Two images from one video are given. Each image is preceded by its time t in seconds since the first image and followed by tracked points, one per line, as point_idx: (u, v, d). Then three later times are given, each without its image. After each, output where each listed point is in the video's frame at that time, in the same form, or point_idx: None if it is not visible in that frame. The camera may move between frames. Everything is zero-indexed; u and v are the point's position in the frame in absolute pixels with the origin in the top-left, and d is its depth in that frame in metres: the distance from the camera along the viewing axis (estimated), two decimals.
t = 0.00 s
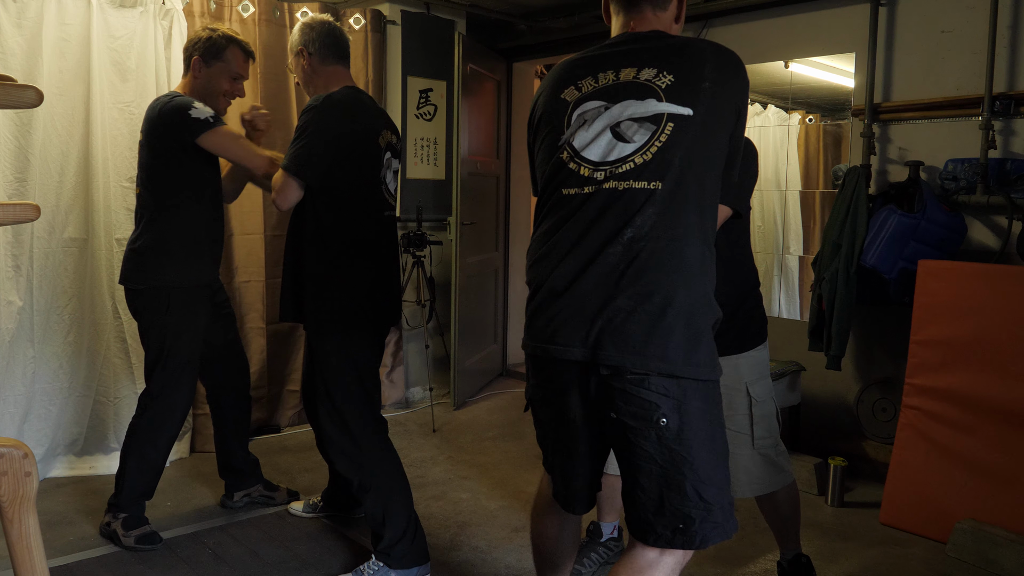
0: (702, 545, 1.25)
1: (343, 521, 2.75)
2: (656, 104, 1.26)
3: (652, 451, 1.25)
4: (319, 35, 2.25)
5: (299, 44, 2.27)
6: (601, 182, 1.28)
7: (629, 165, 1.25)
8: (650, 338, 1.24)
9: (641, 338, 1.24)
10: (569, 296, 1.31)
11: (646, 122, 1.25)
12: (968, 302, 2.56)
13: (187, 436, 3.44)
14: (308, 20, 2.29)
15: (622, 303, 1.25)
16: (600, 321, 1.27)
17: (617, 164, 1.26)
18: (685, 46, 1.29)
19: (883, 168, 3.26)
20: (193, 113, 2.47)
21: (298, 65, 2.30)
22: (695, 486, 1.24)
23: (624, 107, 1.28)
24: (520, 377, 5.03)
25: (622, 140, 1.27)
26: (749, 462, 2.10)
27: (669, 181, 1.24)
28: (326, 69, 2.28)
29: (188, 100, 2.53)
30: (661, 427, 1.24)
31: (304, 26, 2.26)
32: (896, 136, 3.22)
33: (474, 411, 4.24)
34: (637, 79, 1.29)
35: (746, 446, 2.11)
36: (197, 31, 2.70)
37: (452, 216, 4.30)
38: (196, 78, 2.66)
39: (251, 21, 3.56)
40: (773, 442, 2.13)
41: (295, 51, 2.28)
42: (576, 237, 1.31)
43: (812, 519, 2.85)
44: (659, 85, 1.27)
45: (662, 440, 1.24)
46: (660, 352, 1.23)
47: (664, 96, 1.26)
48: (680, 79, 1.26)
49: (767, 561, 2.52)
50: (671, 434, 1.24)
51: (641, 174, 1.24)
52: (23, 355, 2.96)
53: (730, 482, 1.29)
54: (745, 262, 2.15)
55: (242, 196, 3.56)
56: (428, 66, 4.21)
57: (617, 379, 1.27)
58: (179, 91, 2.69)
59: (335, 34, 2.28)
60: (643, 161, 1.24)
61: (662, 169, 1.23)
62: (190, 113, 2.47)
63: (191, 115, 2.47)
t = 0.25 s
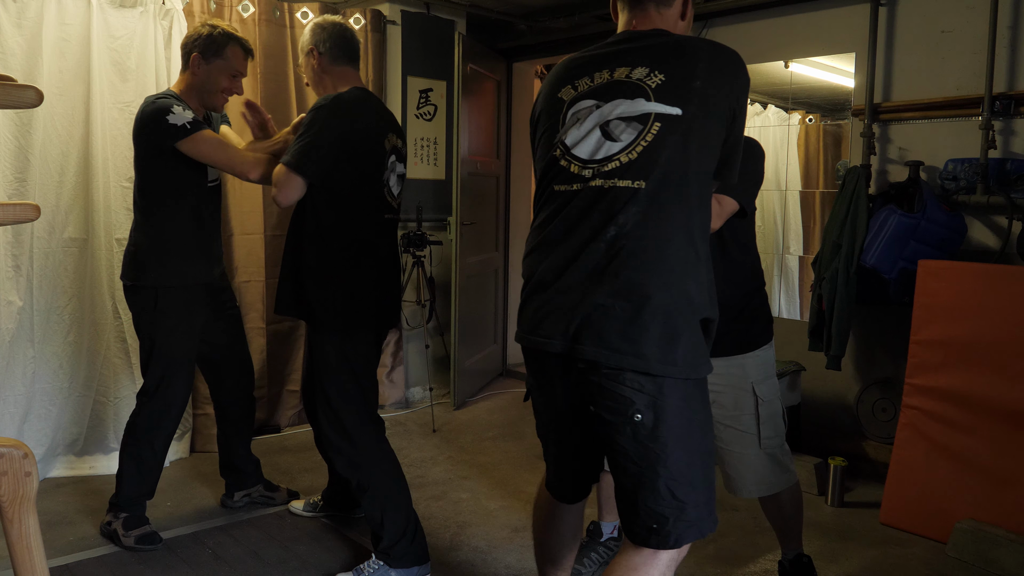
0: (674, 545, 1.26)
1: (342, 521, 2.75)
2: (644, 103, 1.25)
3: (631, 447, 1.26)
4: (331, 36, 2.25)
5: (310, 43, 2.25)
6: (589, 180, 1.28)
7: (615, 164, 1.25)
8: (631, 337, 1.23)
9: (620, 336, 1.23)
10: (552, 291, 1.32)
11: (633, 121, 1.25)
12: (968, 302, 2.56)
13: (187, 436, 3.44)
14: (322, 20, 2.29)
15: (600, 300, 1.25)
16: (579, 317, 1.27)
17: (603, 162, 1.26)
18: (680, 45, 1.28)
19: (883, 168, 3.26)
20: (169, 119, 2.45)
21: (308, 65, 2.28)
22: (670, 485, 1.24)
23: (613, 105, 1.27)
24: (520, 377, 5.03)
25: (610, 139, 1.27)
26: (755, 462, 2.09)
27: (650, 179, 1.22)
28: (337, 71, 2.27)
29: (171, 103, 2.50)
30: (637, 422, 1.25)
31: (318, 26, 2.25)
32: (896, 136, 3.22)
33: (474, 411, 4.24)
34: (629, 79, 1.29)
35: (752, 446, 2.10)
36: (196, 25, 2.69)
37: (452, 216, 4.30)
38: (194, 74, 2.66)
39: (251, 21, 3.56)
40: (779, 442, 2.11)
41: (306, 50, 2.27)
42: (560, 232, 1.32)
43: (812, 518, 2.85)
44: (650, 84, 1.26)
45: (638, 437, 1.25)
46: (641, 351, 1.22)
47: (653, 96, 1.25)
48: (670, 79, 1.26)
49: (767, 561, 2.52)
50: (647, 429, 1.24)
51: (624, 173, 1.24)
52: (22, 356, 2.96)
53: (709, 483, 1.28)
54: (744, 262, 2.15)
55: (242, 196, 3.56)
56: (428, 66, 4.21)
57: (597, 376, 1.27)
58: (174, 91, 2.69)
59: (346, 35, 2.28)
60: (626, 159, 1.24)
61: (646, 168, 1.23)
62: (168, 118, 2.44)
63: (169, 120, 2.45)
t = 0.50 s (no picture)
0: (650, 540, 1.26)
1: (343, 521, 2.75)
2: (609, 102, 1.26)
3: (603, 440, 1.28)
4: (344, 33, 2.23)
5: (324, 39, 2.23)
6: (559, 179, 1.32)
7: (580, 162, 1.27)
8: (594, 333, 1.24)
9: (585, 332, 1.25)
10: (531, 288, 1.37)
11: (598, 121, 1.26)
12: (967, 302, 2.56)
13: (187, 436, 3.44)
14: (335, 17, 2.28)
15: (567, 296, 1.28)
16: (550, 312, 1.31)
17: (571, 162, 1.29)
18: (652, 41, 1.27)
19: (883, 168, 3.26)
20: (162, 122, 2.44)
21: (319, 60, 2.26)
22: (640, 480, 1.25)
23: (583, 106, 1.30)
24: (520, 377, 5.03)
25: (579, 139, 1.29)
26: (760, 462, 2.09)
27: (610, 177, 1.23)
28: (348, 69, 2.26)
29: (162, 104, 2.48)
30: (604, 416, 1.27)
31: (331, 23, 2.24)
32: (896, 136, 3.22)
33: (474, 411, 4.24)
34: (601, 80, 1.30)
35: (757, 445, 2.10)
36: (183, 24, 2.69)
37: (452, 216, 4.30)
38: (187, 71, 2.66)
39: (251, 21, 3.56)
40: (782, 441, 2.11)
41: (318, 46, 2.24)
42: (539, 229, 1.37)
43: (812, 518, 2.85)
44: (616, 84, 1.27)
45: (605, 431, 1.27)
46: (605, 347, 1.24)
47: (617, 94, 1.26)
48: (636, 76, 1.25)
49: (767, 561, 2.52)
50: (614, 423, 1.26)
51: (587, 173, 1.26)
52: (23, 356, 2.96)
53: (686, 482, 1.27)
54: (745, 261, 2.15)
55: (242, 196, 3.56)
56: (428, 65, 4.21)
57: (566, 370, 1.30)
58: (171, 90, 2.69)
59: (358, 33, 2.27)
60: (588, 159, 1.26)
61: (605, 167, 1.24)
62: (163, 122, 2.43)
63: (164, 124, 2.43)
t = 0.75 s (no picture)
0: (628, 536, 1.29)
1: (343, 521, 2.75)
2: (581, 110, 1.32)
3: (579, 437, 1.32)
4: (344, 32, 2.23)
5: (323, 38, 2.22)
6: (539, 183, 1.40)
7: (554, 168, 1.35)
8: (566, 332, 1.30)
9: (558, 330, 1.31)
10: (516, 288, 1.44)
11: (571, 128, 1.33)
12: (967, 303, 2.56)
13: (187, 436, 3.44)
14: (334, 16, 2.28)
15: (543, 295, 1.34)
16: (529, 311, 1.38)
17: (548, 167, 1.37)
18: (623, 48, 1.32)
19: (883, 168, 3.26)
20: (154, 123, 2.44)
21: (319, 60, 2.25)
22: (615, 476, 1.28)
23: (560, 114, 1.36)
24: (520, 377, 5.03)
25: (555, 146, 1.36)
26: (760, 460, 2.09)
27: (578, 182, 1.29)
28: (348, 69, 2.26)
29: (151, 106, 2.48)
30: (578, 413, 1.31)
31: (329, 21, 2.23)
32: (896, 136, 3.22)
33: (474, 411, 4.24)
34: (576, 88, 1.36)
35: (759, 443, 2.09)
36: (170, 24, 2.70)
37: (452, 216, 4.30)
38: (175, 71, 2.66)
39: (251, 21, 3.56)
40: (782, 439, 2.11)
41: (317, 46, 2.24)
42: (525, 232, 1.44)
43: (813, 518, 2.85)
44: (586, 91, 1.33)
45: (580, 427, 1.31)
46: (576, 346, 1.29)
47: (588, 102, 1.31)
48: (605, 83, 1.30)
49: (767, 561, 2.52)
50: (587, 420, 1.30)
51: (559, 178, 1.33)
52: (22, 356, 2.96)
53: (664, 480, 1.29)
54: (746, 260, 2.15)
55: (243, 196, 3.56)
56: (428, 66, 4.21)
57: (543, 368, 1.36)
58: (161, 91, 2.69)
59: (358, 32, 2.27)
60: (560, 166, 1.33)
61: (572, 172, 1.30)
62: (153, 123, 2.44)
63: (154, 126, 2.44)
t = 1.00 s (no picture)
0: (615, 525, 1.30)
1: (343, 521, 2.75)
2: (573, 107, 1.32)
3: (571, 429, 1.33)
4: (346, 31, 2.23)
5: (325, 37, 2.22)
6: (532, 180, 1.40)
7: (546, 165, 1.35)
8: (556, 326, 1.31)
9: (549, 325, 1.32)
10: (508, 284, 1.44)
11: (563, 125, 1.34)
12: (966, 302, 2.56)
13: (186, 436, 3.44)
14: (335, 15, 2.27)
15: (534, 289, 1.34)
16: (521, 306, 1.38)
17: (540, 164, 1.37)
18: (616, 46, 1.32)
19: (883, 168, 3.26)
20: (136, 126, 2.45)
21: (320, 60, 2.26)
22: (605, 468, 1.29)
23: (553, 111, 1.37)
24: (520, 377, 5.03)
25: (547, 143, 1.37)
26: (754, 457, 2.10)
27: (569, 179, 1.30)
28: (350, 70, 2.26)
29: (132, 106, 2.49)
30: (569, 406, 1.32)
31: (331, 21, 2.23)
32: (896, 136, 3.22)
33: (474, 411, 4.24)
34: (568, 85, 1.36)
35: (751, 440, 2.10)
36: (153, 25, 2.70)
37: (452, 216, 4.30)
38: (156, 71, 2.65)
39: (251, 21, 3.55)
40: (775, 437, 2.12)
41: (320, 44, 2.24)
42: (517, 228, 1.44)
43: (813, 518, 2.85)
44: (578, 89, 1.33)
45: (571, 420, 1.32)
46: (566, 340, 1.29)
47: (580, 99, 1.32)
48: (597, 80, 1.30)
49: (767, 561, 2.52)
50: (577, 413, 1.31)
51: (551, 175, 1.34)
52: (22, 356, 2.97)
53: (654, 473, 1.30)
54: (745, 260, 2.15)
55: (243, 196, 3.56)
56: (428, 66, 4.21)
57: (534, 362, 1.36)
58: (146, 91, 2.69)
59: (359, 32, 2.27)
60: (552, 162, 1.34)
61: (563, 169, 1.31)
62: (136, 126, 2.44)
63: (136, 127, 2.44)
